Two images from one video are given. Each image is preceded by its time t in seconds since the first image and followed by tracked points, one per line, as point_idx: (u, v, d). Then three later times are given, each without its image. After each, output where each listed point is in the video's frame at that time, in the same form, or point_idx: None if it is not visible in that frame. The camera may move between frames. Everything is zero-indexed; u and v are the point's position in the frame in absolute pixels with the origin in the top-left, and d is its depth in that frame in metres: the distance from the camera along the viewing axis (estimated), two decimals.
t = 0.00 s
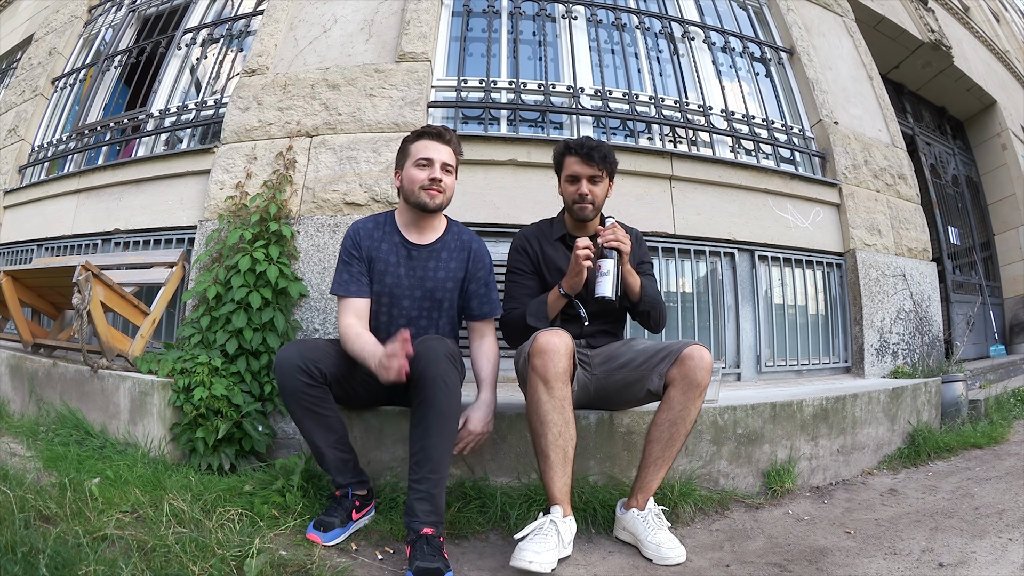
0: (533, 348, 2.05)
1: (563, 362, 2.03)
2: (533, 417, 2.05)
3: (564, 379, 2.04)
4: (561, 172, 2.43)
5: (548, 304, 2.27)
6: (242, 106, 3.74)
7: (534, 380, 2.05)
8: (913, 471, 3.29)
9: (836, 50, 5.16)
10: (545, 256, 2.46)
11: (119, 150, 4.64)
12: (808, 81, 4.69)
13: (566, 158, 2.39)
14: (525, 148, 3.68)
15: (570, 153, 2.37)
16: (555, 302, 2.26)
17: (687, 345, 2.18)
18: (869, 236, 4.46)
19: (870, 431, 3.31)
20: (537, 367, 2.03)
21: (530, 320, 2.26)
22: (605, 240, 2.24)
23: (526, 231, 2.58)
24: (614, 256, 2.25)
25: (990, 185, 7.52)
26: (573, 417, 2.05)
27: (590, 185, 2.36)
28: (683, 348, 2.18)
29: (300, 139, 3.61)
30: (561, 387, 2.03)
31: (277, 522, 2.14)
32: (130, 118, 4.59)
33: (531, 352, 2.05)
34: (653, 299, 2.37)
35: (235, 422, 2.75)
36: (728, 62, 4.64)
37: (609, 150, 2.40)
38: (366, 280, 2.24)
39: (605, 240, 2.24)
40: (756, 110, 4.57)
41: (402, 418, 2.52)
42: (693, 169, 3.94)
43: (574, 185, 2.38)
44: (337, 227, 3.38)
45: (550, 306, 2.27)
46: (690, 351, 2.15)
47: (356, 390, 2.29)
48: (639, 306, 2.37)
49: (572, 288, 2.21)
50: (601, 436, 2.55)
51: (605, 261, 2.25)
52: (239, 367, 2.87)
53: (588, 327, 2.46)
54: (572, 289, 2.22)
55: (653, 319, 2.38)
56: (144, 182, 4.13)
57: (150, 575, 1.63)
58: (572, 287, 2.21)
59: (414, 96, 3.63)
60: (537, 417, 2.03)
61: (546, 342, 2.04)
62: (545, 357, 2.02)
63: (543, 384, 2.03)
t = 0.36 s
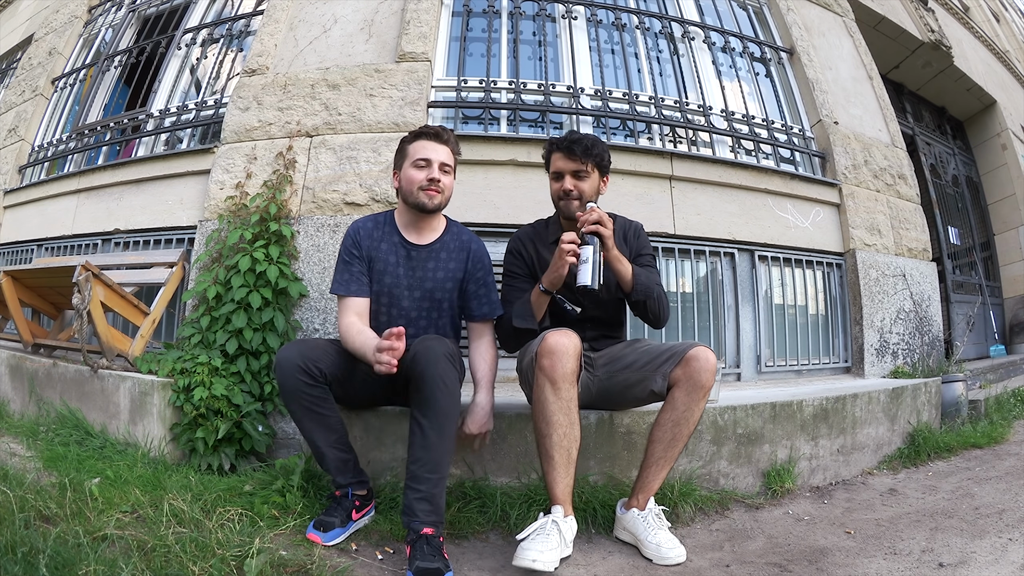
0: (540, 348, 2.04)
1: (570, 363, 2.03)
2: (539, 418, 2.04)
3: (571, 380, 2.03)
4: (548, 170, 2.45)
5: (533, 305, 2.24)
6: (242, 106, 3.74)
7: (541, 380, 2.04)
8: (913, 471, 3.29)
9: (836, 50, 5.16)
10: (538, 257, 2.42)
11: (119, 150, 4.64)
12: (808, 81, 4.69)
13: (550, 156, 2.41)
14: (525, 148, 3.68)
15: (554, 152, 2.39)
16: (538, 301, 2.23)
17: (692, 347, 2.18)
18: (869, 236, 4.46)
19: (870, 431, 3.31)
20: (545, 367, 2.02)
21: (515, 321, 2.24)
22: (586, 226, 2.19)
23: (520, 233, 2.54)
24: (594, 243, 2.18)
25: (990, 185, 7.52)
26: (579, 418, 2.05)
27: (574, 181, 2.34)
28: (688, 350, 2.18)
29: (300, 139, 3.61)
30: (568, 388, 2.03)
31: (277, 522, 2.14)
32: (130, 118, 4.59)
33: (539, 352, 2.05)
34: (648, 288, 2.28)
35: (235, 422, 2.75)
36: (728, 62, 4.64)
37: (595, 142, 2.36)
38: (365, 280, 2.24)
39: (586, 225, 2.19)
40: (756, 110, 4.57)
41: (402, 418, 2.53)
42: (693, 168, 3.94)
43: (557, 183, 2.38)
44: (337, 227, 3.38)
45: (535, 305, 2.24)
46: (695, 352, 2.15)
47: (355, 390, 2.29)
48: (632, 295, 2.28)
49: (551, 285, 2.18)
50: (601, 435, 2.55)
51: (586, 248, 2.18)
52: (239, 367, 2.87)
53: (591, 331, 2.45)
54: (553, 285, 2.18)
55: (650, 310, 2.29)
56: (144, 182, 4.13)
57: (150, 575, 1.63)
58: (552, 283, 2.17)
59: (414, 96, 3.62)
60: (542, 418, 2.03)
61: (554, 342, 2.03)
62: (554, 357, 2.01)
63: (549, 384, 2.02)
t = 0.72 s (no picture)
0: (540, 349, 2.04)
1: (570, 364, 2.03)
2: (538, 418, 2.04)
3: (570, 381, 2.03)
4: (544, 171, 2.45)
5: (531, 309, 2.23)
6: (242, 106, 3.74)
7: (539, 381, 2.04)
8: (913, 471, 3.29)
9: (836, 50, 5.16)
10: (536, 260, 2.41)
11: (119, 150, 4.64)
12: (808, 81, 4.69)
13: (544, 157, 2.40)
14: (525, 149, 3.69)
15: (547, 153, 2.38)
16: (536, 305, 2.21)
17: (693, 348, 2.17)
18: (869, 236, 4.46)
19: (870, 431, 3.31)
20: (544, 368, 2.02)
21: (508, 325, 2.21)
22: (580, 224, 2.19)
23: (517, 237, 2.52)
24: (589, 242, 2.17)
25: (990, 185, 7.52)
26: (578, 419, 2.05)
27: (567, 181, 2.33)
28: (688, 351, 2.18)
29: (300, 139, 3.61)
30: (567, 389, 2.03)
31: (277, 522, 2.14)
32: (131, 118, 4.59)
33: (538, 353, 2.05)
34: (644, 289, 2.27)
35: (235, 422, 2.75)
36: (728, 62, 4.64)
37: (589, 140, 2.34)
38: (365, 278, 2.24)
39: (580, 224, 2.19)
40: (756, 110, 4.57)
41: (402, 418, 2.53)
42: (693, 169, 3.94)
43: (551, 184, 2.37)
44: (337, 227, 3.38)
45: (532, 311, 2.22)
46: (696, 353, 2.14)
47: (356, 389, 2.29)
48: (630, 295, 2.27)
49: (553, 292, 2.15)
50: (601, 435, 2.55)
51: (581, 249, 2.18)
52: (239, 367, 2.87)
53: (590, 335, 2.45)
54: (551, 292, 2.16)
55: (648, 310, 2.27)
56: (144, 182, 4.14)
57: (150, 575, 1.63)
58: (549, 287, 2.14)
59: (414, 96, 3.62)
60: (541, 418, 2.03)
61: (553, 342, 2.03)
62: (553, 358, 2.01)
63: (549, 385, 2.02)
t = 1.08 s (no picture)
0: (539, 349, 2.04)
1: (570, 364, 2.03)
2: (538, 419, 2.04)
3: (570, 382, 2.03)
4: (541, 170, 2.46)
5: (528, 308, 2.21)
6: (242, 106, 3.74)
7: (539, 381, 2.04)
8: (913, 471, 3.29)
9: (836, 50, 5.16)
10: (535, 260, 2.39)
11: (119, 150, 4.64)
12: (808, 81, 4.69)
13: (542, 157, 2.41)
14: (525, 149, 3.69)
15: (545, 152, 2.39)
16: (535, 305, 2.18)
17: (694, 348, 2.17)
18: (869, 236, 4.46)
19: (870, 431, 3.31)
20: (544, 368, 2.02)
21: (508, 327, 2.17)
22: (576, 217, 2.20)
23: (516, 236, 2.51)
24: (586, 236, 2.18)
25: (990, 185, 7.52)
26: (578, 419, 2.05)
27: (564, 181, 2.33)
28: (689, 351, 2.18)
29: (300, 139, 3.61)
30: (567, 389, 2.03)
31: (277, 522, 2.14)
32: (131, 118, 4.59)
33: (538, 353, 2.05)
34: (644, 285, 2.27)
35: (235, 422, 2.75)
36: (728, 61, 4.64)
37: (588, 140, 2.34)
38: (366, 280, 2.24)
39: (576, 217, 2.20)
40: (756, 110, 4.57)
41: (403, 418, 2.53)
42: (693, 169, 3.94)
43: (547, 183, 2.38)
44: (337, 227, 3.38)
45: (531, 310, 2.20)
46: (696, 353, 2.14)
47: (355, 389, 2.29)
48: (630, 290, 2.28)
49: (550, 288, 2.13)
50: (601, 435, 2.55)
51: (576, 242, 2.17)
52: (239, 367, 2.87)
53: (591, 336, 2.44)
54: (548, 289, 2.13)
55: (649, 306, 2.27)
56: (144, 182, 4.14)
57: (150, 575, 1.63)
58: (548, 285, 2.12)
59: (414, 96, 3.62)
60: (541, 419, 2.03)
61: (553, 343, 2.03)
62: (553, 358, 2.01)
63: (548, 385, 2.02)
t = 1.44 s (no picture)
0: (539, 350, 2.04)
1: (569, 365, 2.02)
2: (538, 419, 2.04)
3: (569, 383, 2.03)
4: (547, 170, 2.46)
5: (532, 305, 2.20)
6: (242, 106, 3.74)
7: (539, 382, 2.04)
8: (913, 470, 3.29)
9: (836, 50, 5.16)
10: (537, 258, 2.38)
11: (118, 150, 4.64)
12: (808, 81, 4.69)
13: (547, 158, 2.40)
14: (525, 149, 3.69)
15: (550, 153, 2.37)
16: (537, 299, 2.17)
17: (694, 348, 2.17)
18: (869, 236, 4.46)
19: (870, 431, 3.30)
20: (543, 369, 2.02)
21: (508, 318, 2.21)
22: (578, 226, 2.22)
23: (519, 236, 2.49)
24: (591, 235, 2.17)
25: (990, 185, 7.52)
26: (578, 420, 2.05)
27: (568, 186, 2.34)
28: (690, 351, 2.18)
29: (300, 139, 3.61)
30: (567, 390, 2.03)
31: (277, 522, 2.14)
32: (131, 118, 4.59)
33: (537, 354, 2.04)
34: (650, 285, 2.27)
35: (235, 422, 2.75)
36: (728, 62, 4.64)
37: (591, 143, 2.33)
38: (368, 282, 2.24)
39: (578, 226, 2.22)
40: (756, 110, 4.57)
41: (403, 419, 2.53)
42: (693, 169, 3.94)
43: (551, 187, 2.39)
44: (337, 227, 3.38)
45: (534, 305, 2.19)
46: (697, 353, 2.14)
47: (355, 390, 2.30)
48: (636, 290, 2.28)
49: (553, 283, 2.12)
50: (601, 435, 2.55)
51: (582, 240, 2.17)
52: (239, 368, 2.87)
53: (592, 337, 2.42)
54: (553, 284, 2.13)
55: (654, 305, 2.27)
56: (144, 182, 4.14)
57: (150, 575, 1.63)
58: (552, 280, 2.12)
59: (414, 96, 3.62)
60: (541, 419, 2.03)
61: (552, 343, 2.03)
62: (552, 359, 2.01)
63: (548, 386, 2.02)
